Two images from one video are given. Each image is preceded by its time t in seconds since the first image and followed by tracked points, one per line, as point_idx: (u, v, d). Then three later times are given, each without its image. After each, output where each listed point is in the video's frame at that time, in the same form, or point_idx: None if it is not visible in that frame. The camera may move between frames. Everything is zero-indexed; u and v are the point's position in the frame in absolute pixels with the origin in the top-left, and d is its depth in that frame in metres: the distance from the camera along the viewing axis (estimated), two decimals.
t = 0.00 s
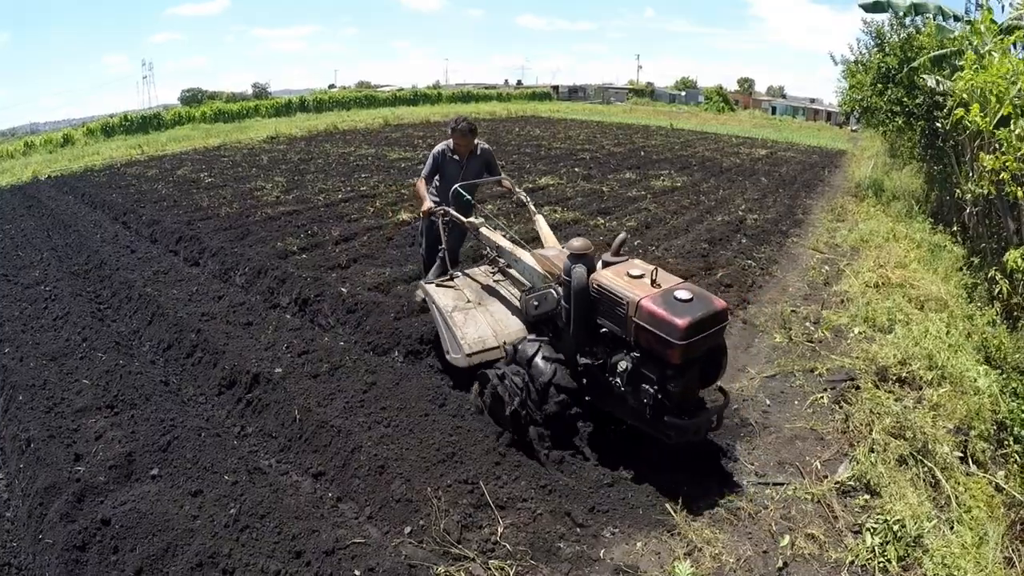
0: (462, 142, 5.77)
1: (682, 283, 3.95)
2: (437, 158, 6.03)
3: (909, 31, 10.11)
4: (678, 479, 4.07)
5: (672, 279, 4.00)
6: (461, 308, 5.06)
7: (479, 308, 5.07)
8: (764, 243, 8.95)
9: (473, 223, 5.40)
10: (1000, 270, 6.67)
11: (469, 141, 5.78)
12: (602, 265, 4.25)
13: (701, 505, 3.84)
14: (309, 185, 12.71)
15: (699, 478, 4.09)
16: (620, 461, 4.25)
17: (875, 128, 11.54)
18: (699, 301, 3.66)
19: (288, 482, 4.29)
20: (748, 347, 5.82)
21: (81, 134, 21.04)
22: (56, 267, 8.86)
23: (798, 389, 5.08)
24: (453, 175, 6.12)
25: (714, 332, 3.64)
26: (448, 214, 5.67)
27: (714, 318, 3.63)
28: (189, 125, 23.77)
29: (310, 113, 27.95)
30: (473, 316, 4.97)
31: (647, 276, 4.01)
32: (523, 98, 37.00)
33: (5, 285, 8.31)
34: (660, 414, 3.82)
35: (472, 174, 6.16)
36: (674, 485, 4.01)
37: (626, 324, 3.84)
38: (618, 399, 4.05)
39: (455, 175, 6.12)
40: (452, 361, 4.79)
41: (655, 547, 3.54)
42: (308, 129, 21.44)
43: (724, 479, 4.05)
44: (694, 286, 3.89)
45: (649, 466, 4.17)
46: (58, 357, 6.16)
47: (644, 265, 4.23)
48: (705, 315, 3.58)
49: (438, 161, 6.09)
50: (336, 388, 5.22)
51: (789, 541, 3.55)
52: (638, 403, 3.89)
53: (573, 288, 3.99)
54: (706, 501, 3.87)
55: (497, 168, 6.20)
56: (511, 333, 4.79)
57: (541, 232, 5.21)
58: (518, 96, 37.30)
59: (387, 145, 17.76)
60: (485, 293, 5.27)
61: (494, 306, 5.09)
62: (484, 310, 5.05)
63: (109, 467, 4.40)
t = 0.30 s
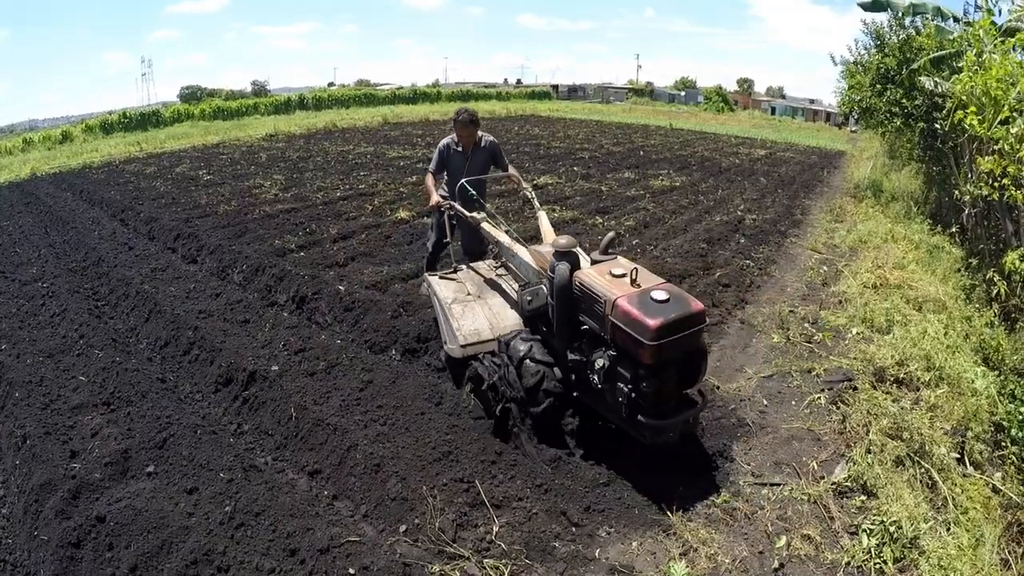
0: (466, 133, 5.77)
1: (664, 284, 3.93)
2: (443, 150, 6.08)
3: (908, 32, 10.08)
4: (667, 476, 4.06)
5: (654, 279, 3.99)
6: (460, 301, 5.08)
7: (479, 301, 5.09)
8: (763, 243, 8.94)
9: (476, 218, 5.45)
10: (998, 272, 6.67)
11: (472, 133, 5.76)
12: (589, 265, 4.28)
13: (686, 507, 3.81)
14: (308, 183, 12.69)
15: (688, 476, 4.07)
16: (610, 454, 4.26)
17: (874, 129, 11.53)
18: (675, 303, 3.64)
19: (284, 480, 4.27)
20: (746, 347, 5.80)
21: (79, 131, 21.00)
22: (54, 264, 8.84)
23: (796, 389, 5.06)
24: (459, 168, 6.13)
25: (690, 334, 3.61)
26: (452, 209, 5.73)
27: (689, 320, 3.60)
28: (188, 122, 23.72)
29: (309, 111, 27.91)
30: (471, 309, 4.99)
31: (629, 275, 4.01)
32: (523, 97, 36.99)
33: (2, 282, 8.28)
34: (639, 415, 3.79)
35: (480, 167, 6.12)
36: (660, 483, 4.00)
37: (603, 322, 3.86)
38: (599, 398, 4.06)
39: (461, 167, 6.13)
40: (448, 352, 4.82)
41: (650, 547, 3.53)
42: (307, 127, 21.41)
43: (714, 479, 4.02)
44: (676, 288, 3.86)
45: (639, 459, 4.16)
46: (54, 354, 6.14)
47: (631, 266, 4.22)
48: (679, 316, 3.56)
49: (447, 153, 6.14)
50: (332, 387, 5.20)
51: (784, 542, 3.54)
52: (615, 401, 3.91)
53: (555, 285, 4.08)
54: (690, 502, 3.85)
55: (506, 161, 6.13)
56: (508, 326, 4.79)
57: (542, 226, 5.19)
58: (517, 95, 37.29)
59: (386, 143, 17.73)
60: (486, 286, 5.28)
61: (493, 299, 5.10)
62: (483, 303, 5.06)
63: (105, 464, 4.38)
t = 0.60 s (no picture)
0: (480, 128, 5.77)
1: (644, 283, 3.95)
2: (459, 147, 6.10)
3: (908, 33, 10.06)
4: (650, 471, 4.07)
5: (635, 278, 4.01)
6: (461, 294, 5.07)
7: (479, 295, 5.08)
8: (761, 243, 8.93)
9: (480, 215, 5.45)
10: (997, 273, 6.66)
11: (484, 126, 5.75)
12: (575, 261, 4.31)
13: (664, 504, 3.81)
14: (306, 181, 12.66)
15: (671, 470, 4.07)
16: (595, 446, 4.28)
17: (873, 129, 11.52)
18: (648, 302, 3.66)
19: (279, 478, 4.25)
20: (744, 347, 5.79)
21: (78, 127, 20.96)
22: (51, 260, 8.81)
23: (793, 389, 5.05)
24: (476, 164, 6.13)
25: (661, 334, 3.62)
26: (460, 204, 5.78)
27: (661, 320, 3.62)
28: (187, 119, 23.67)
29: (308, 108, 27.86)
30: (470, 302, 4.98)
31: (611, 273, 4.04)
32: (522, 95, 36.96)
33: None
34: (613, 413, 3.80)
35: (496, 162, 6.10)
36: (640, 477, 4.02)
37: (580, 318, 3.90)
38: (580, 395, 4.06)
39: (478, 163, 6.12)
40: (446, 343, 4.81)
41: (646, 546, 3.51)
42: (306, 124, 21.38)
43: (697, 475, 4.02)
44: (654, 288, 3.88)
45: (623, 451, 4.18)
46: (51, 350, 6.12)
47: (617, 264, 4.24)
48: (650, 315, 3.58)
49: (463, 149, 6.16)
50: (329, 384, 5.19)
51: (780, 542, 3.53)
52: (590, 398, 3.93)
53: (537, 280, 4.09)
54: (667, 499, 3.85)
55: (522, 154, 6.10)
56: (505, 320, 4.76)
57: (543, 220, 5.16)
58: (517, 93, 37.25)
59: (385, 141, 17.70)
60: (488, 281, 5.27)
61: (493, 294, 5.09)
62: (483, 297, 5.05)
63: (100, 461, 4.36)
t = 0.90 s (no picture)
0: (490, 118, 5.76)
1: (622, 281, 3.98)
2: (471, 142, 6.09)
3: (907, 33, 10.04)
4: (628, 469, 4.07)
5: (615, 276, 4.05)
6: (461, 286, 5.11)
7: (479, 287, 5.11)
8: (759, 242, 8.92)
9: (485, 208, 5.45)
10: (994, 274, 6.65)
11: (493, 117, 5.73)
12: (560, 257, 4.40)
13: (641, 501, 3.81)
14: (304, 178, 12.63)
15: (651, 468, 4.07)
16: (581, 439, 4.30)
17: (872, 129, 11.51)
18: (620, 302, 3.71)
19: (274, 476, 4.23)
20: (741, 346, 5.77)
21: (76, 123, 20.89)
22: (48, 257, 8.77)
23: (791, 389, 5.02)
24: (487, 157, 6.06)
25: (632, 333, 3.67)
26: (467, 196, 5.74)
27: (631, 320, 3.67)
28: (184, 116, 23.60)
29: (306, 105, 27.79)
30: (470, 295, 5.01)
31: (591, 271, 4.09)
32: (522, 94, 36.92)
33: None
34: (587, 408, 3.85)
35: (507, 153, 6.04)
36: (618, 474, 4.02)
37: (556, 315, 3.98)
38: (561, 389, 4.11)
39: (489, 155, 6.06)
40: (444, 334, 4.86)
41: (642, 546, 3.49)
42: (304, 121, 21.32)
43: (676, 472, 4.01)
44: (632, 286, 3.91)
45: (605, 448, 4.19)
46: (47, 347, 6.09)
47: (602, 262, 4.29)
48: (619, 315, 3.64)
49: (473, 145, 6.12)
50: (325, 382, 5.16)
51: (778, 543, 3.51)
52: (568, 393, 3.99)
53: (520, 275, 4.24)
54: (640, 496, 3.85)
55: (533, 145, 6.06)
56: (502, 314, 4.74)
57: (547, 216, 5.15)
58: (516, 92, 37.20)
59: (383, 139, 17.66)
60: (490, 274, 5.29)
61: (494, 286, 5.11)
62: (483, 289, 5.07)
63: (95, 459, 4.33)
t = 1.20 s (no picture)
0: (495, 119, 5.79)
1: (601, 278, 4.05)
2: (484, 143, 6.12)
3: (905, 32, 10.01)
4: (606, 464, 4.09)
5: (594, 274, 4.12)
6: (465, 279, 5.14)
7: (482, 281, 5.12)
8: (757, 241, 8.91)
9: (491, 205, 5.49)
10: (992, 273, 6.64)
11: (500, 115, 5.73)
12: (548, 254, 4.47)
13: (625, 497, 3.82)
14: (300, 176, 12.57)
15: (629, 465, 4.09)
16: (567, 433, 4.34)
17: (869, 128, 11.49)
18: (591, 300, 3.80)
19: (270, 475, 4.20)
20: (739, 345, 5.75)
21: (72, 121, 20.79)
22: (43, 255, 8.72)
23: (789, 388, 5.00)
24: (498, 157, 6.07)
25: (601, 332, 3.76)
26: (475, 193, 5.72)
27: (600, 319, 3.75)
28: (181, 114, 23.49)
29: (302, 103, 27.70)
30: (472, 288, 5.04)
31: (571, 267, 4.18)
32: (519, 92, 36.86)
33: None
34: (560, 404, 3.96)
35: (518, 151, 6.02)
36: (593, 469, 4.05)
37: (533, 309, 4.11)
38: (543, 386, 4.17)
39: (500, 155, 6.06)
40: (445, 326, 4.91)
41: (641, 547, 3.47)
42: (301, 119, 21.25)
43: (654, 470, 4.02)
44: (609, 285, 3.98)
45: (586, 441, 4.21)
46: (41, 345, 6.05)
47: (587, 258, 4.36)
48: (588, 313, 3.73)
49: (487, 146, 6.16)
50: (321, 381, 5.13)
51: (777, 543, 3.50)
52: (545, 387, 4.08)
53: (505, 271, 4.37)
54: (611, 491, 3.88)
55: (544, 139, 5.97)
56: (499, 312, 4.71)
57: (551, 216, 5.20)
58: (513, 90, 37.14)
59: (379, 137, 17.59)
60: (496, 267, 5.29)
61: (497, 280, 5.11)
62: (486, 283, 5.09)
63: (89, 458, 4.30)
